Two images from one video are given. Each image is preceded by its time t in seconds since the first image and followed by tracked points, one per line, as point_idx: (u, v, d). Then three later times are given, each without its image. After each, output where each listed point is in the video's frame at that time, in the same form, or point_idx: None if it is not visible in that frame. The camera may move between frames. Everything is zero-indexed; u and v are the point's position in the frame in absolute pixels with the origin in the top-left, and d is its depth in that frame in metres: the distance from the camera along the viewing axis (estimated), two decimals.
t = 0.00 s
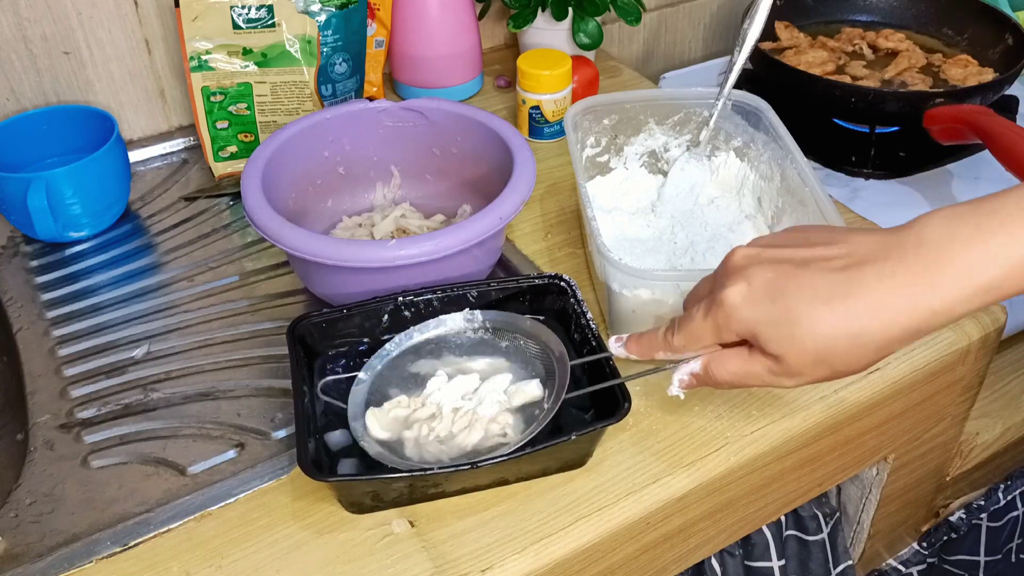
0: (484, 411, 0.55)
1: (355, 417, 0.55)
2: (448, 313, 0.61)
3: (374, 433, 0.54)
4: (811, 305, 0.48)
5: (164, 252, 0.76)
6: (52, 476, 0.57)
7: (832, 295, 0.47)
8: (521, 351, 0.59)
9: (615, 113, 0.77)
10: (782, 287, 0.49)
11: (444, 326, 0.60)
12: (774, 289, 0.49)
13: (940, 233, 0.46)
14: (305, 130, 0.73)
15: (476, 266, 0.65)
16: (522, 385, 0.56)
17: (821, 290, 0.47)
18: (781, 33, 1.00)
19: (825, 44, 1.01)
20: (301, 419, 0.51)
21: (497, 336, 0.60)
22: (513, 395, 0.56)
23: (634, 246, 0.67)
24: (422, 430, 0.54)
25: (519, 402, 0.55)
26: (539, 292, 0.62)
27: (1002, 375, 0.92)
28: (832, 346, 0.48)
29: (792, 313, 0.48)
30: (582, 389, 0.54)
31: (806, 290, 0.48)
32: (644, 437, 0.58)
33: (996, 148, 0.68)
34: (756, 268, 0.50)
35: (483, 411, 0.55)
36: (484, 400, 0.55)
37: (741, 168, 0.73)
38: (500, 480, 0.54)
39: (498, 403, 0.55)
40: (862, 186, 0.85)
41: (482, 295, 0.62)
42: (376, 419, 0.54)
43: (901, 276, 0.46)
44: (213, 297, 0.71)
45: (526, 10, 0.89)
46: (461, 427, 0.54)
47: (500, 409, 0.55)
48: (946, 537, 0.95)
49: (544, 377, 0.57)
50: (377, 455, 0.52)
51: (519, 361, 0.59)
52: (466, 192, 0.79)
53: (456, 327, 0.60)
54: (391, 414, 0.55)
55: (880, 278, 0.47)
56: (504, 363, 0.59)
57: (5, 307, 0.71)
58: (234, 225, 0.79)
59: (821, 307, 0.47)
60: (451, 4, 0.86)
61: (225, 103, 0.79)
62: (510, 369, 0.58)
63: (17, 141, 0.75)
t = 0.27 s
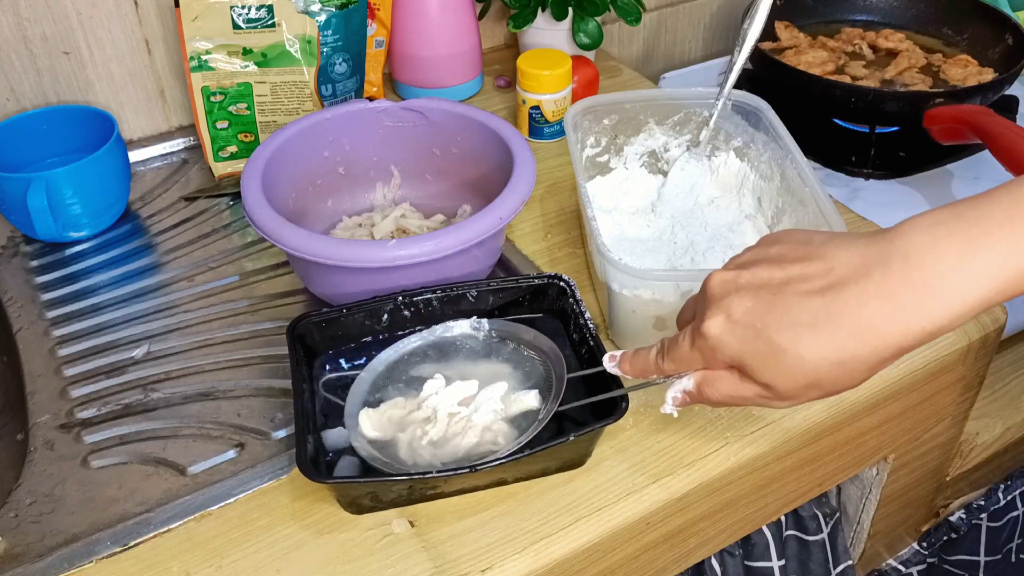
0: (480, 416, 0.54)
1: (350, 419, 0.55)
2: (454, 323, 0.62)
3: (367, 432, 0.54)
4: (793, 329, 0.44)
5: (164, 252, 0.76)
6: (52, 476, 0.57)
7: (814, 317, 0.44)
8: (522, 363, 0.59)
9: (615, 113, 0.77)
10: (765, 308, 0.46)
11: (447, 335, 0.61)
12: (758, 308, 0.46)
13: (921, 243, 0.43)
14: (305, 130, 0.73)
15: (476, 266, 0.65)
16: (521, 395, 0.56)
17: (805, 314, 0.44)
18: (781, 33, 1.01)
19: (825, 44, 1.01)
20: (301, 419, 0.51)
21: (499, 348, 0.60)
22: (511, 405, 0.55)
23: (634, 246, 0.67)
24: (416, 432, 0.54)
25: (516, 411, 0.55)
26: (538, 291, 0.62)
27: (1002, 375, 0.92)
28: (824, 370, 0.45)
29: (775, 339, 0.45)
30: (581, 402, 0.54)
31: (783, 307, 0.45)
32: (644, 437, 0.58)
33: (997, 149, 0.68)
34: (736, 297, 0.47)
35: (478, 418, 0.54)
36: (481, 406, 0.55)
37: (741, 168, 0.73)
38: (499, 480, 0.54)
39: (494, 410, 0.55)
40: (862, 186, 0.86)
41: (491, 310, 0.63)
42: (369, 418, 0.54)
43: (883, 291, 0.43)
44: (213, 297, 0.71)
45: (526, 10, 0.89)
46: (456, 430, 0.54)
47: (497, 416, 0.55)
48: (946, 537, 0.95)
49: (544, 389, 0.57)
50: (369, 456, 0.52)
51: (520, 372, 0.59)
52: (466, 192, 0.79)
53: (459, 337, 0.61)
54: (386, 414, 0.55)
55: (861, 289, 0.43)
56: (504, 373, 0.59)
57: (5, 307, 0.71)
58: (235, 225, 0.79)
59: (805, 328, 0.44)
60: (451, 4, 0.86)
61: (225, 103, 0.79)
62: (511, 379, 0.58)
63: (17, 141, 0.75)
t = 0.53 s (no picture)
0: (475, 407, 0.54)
1: (347, 417, 0.55)
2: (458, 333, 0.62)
3: (362, 426, 0.54)
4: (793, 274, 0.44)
5: (164, 252, 0.76)
6: (52, 476, 0.57)
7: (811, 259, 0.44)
8: (523, 370, 0.59)
9: (615, 113, 0.77)
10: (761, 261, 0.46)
11: (449, 343, 0.61)
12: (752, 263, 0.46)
13: (924, 189, 0.44)
14: (305, 130, 0.73)
15: (476, 265, 0.65)
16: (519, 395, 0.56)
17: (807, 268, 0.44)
18: (781, 33, 1.00)
19: (825, 44, 1.01)
20: (297, 420, 0.51)
21: (500, 354, 0.61)
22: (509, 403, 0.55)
23: (634, 246, 0.67)
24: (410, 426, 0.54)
25: (513, 407, 0.55)
26: (537, 290, 0.62)
27: (1002, 376, 0.92)
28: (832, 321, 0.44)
29: (774, 283, 0.45)
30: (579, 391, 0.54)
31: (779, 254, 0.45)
32: (644, 437, 0.58)
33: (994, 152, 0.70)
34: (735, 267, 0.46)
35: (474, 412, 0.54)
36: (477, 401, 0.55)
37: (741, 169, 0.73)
38: (498, 477, 0.54)
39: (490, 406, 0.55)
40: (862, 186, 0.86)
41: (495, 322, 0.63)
42: (364, 413, 0.55)
43: (877, 235, 0.43)
44: (213, 297, 0.71)
45: (526, 10, 0.89)
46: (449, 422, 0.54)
47: (492, 408, 0.54)
48: (946, 538, 0.95)
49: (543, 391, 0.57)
50: (365, 449, 0.53)
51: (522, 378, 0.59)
52: (466, 192, 0.79)
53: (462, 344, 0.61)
54: (382, 411, 0.55)
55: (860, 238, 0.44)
56: (505, 378, 0.59)
57: (5, 307, 0.71)
58: (234, 225, 0.79)
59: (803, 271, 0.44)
60: (451, 4, 0.86)
61: (224, 103, 0.79)
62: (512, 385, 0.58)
63: (17, 141, 0.75)
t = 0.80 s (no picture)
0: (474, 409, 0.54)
1: (347, 405, 0.56)
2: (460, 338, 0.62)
3: (361, 413, 0.54)
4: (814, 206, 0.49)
5: (164, 252, 0.76)
6: (52, 476, 0.57)
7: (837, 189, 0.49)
8: (522, 375, 0.59)
9: (615, 113, 0.77)
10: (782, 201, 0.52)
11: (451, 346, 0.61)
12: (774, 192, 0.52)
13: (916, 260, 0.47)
14: (305, 130, 0.73)
15: (476, 265, 0.65)
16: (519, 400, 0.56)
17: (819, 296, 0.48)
18: (781, 33, 1.00)
19: (825, 45, 1.01)
20: (296, 418, 0.51)
21: (503, 361, 0.60)
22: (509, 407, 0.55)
23: (634, 246, 0.67)
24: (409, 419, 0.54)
25: (512, 414, 0.54)
26: (537, 290, 0.62)
27: (1002, 376, 0.92)
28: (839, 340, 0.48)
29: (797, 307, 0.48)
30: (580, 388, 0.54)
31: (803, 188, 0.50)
32: (644, 437, 0.58)
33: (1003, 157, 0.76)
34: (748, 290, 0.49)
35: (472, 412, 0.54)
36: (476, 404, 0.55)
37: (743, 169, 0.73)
38: (499, 475, 0.54)
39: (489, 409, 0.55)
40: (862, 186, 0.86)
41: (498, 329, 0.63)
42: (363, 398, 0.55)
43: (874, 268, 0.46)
44: (213, 297, 0.71)
45: (526, 10, 0.89)
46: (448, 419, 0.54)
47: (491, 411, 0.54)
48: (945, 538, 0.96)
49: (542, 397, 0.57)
50: (364, 433, 0.53)
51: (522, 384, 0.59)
52: (466, 192, 0.79)
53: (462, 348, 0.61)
54: (381, 401, 0.55)
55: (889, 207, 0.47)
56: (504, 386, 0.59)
57: (5, 307, 0.71)
58: (234, 225, 0.79)
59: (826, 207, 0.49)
60: (451, 4, 0.86)
61: (224, 103, 0.79)
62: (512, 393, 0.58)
63: (17, 141, 0.75)
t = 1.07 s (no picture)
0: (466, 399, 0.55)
1: (345, 387, 0.58)
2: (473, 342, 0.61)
3: (357, 392, 0.56)
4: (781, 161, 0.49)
5: (164, 252, 0.76)
6: (52, 476, 0.57)
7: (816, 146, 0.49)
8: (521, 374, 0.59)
9: (615, 113, 0.77)
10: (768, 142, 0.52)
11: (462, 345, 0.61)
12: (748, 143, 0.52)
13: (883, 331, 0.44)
14: (305, 131, 0.73)
15: (477, 265, 0.65)
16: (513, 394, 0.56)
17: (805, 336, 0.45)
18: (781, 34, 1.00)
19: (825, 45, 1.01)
20: (297, 417, 0.52)
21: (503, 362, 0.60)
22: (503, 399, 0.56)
23: (634, 246, 0.67)
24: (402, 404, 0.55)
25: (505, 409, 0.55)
26: (537, 289, 0.62)
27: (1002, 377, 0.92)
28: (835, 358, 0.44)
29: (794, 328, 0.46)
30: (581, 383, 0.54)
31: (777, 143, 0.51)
32: (644, 438, 0.58)
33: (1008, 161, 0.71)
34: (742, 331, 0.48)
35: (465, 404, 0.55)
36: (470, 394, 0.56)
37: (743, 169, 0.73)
38: (498, 475, 0.54)
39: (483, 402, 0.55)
40: (861, 186, 0.86)
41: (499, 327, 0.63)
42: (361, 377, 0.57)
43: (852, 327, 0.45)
44: (213, 297, 0.71)
45: (526, 10, 0.89)
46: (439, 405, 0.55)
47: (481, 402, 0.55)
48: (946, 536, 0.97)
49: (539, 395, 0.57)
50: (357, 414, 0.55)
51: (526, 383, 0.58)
52: (466, 192, 0.79)
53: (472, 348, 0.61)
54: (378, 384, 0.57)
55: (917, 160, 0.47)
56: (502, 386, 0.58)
57: (5, 307, 0.71)
58: (234, 225, 0.79)
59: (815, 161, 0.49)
60: (451, 4, 0.86)
61: (224, 103, 0.79)
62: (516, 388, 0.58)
63: (16, 141, 0.75)
